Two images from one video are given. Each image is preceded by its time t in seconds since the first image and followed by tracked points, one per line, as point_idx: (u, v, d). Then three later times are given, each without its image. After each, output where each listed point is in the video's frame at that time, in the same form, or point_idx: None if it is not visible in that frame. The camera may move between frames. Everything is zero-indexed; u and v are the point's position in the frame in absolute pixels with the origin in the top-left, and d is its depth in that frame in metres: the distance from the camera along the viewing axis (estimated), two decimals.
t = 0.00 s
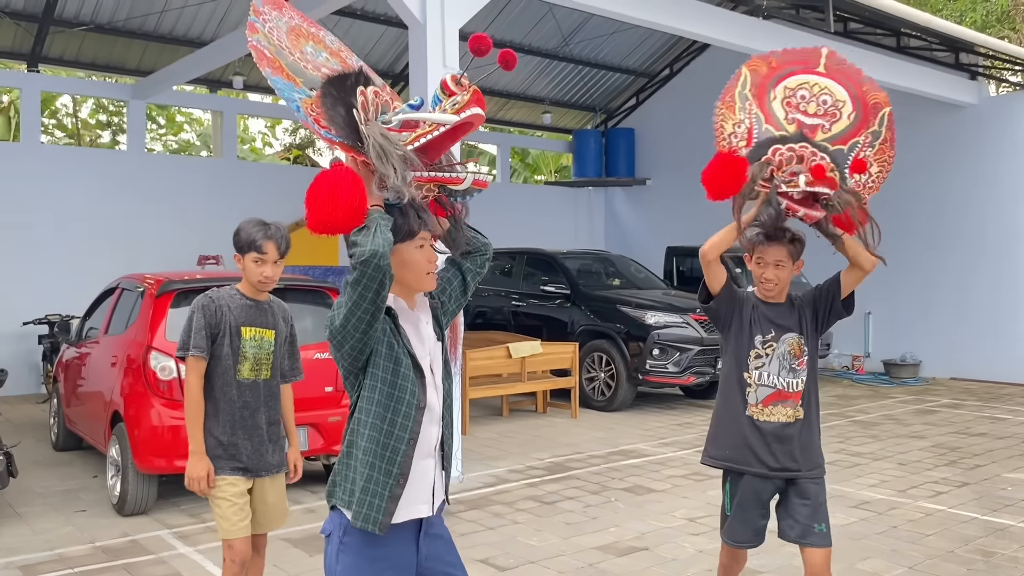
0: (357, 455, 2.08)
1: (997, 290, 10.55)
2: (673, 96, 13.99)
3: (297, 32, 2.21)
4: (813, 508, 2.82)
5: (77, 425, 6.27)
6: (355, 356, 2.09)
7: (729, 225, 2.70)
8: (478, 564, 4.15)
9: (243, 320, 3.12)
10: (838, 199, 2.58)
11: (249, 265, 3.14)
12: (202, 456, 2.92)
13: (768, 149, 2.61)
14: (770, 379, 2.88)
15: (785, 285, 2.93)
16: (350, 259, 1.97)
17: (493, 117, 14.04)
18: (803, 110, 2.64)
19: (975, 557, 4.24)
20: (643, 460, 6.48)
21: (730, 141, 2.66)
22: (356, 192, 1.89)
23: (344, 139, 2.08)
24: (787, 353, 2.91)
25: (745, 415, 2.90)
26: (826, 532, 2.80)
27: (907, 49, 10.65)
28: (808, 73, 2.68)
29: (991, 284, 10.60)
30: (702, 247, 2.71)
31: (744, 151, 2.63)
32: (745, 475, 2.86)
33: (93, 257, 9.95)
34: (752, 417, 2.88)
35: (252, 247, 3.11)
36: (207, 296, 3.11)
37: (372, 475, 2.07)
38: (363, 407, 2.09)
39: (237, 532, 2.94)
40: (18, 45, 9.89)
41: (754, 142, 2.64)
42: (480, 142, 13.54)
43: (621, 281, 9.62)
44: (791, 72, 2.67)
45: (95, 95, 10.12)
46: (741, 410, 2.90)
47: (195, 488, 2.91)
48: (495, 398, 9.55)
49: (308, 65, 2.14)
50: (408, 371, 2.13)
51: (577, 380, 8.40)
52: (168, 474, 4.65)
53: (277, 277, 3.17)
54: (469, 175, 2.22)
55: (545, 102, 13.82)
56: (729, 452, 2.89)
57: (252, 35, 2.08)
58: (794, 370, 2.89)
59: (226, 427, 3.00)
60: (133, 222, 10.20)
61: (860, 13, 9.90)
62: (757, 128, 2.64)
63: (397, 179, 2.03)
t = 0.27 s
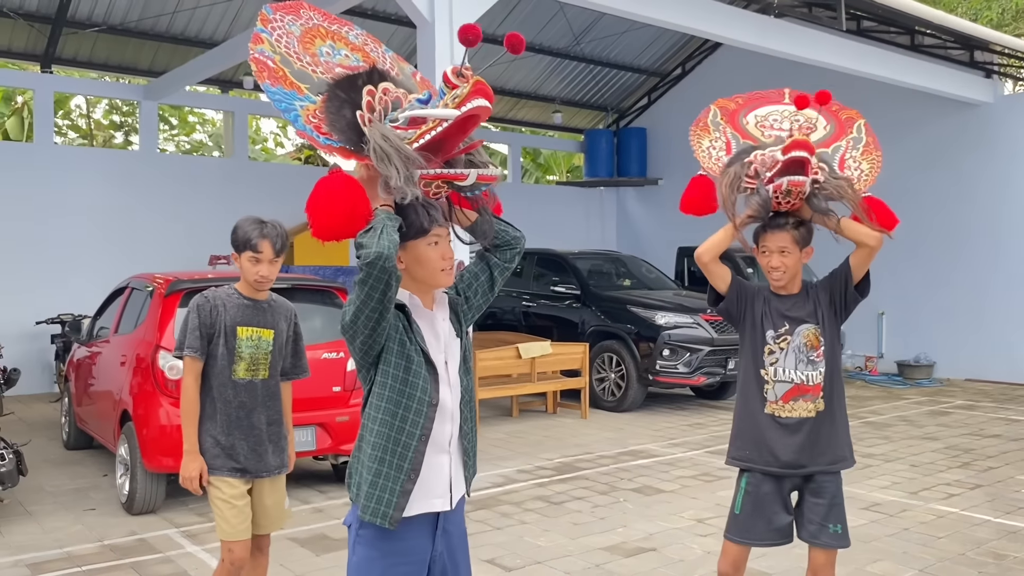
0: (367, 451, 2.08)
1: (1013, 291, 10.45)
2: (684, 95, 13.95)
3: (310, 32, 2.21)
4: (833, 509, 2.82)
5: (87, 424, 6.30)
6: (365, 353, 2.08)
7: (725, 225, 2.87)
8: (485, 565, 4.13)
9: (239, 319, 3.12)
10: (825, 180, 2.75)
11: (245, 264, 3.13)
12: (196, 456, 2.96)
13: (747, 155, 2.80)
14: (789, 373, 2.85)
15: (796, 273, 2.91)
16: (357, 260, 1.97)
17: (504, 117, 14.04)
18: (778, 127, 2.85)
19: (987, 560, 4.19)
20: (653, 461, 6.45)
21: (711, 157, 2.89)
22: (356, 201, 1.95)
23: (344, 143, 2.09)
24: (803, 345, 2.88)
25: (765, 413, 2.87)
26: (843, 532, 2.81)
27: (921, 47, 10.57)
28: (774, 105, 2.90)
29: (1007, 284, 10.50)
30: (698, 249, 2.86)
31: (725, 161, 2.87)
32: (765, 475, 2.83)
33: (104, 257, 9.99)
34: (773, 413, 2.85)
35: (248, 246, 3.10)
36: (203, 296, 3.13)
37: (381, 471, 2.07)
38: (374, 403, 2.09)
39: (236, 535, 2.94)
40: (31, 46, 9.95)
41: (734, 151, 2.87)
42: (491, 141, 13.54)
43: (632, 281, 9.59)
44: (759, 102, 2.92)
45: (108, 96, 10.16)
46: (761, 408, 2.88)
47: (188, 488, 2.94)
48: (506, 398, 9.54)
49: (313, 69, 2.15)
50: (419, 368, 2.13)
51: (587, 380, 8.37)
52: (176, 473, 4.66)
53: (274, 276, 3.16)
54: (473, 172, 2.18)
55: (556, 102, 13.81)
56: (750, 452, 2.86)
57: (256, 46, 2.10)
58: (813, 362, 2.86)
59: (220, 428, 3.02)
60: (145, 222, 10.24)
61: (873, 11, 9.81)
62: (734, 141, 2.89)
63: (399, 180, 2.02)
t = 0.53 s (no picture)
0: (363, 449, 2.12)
1: None
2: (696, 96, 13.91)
3: (332, 34, 2.35)
4: (834, 512, 2.81)
5: (99, 425, 6.34)
6: (358, 351, 2.12)
7: (705, 222, 2.94)
8: (489, 566, 4.14)
9: (230, 319, 3.14)
10: (807, 179, 2.84)
11: (238, 264, 3.15)
12: (199, 458, 2.97)
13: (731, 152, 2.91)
14: (777, 375, 2.84)
15: (783, 269, 2.90)
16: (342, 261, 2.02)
17: (515, 118, 14.06)
18: (767, 125, 2.98)
19: (995, 564, 4.15)
20: (661, 463, 6.44)
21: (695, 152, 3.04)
22: (333, 202, 2.15)
23: (336, 144, 2.17)
24: (792, 345, 2.88)
25: (756, 415, 2.86)
26: (844, 536, 2.81)
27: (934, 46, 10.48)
28: (764, 101, 3.04)
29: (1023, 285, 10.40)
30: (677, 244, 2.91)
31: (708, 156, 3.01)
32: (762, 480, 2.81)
33: (118, 260, 10.07)
34: (763, 416, 2.84)
35: (242, 246, 3.13)
36: (192, 297, 3.14)
37: (377, 468, 2.09)
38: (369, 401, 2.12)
39: (215, 539, 2.98)
40: (47, 50, 10.04)
41: (719, 146, 3.01)
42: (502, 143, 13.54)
43: (642, 282, 9.57)
44: (749, 99, 3.07)
45: (121, 100, 10.24)
46: (751, 410, 2.87)
47: (192, 490, 2.95)
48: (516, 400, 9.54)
49: (323, 70, 2.27)
50: (412, 367, 2.15)
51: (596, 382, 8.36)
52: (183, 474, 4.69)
53: (268, 275, 3.19)
54: (463, 176, 2.14)
55: (567, 103, 13.82)
56: (744, 457, 2.84)
57: (266, 47, 2.26)
58: (802, 363, 2.85)
59: (218, 428, 3.04)
60: (158, 224, 10.31)
61: (885, 10, 9.71)
62: (721, 137, 3.02)
63: (379, 183, 2.04)
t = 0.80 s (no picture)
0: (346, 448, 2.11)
1: None
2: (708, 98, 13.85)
3: (335, 39, 2.32)
4: (789, 527, 2.79)
5: (107, 428, 6.36)
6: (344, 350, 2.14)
7: (678, 217, 2.79)
8: (491, 570, 4.11)
9: (213, 319, 3.13)
10: (783, 182, 2.83)
11: (221, 264, 3.15)
12: (184, 455, 2.94)
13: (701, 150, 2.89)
14: (741, 379, 2.81)
15: (749, 272, 2.88)
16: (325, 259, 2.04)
17: (526, 121, 14.06)
18: (731, 123, 2.97)
19: (1004, 569, 4.09)
20: (668, 466, 6.40)
21: (663, 147, 2.95)
22: (319, 197, 2.10)
23: (327, 141, 2.18)
24: (758, 349, 2.84)
25: (716, 420, 2.81)
26: (800, 553, 2.79)
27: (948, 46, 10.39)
28: (727, 99, 3.06)
29: None
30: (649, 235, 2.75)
31: (678, 153, 2.94)
32: (719, 489, 2.76)
33: (129, 262, 10.12)
34: (724, 421, 2.80)
35: (225, 245, 3.14)
36: (175, 298, 3.14)
37: (359, 469, 2.08)
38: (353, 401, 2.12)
39: (185, 537, 2.96)
40: (59, 54, 10.12)
41: (687, 143, 2.95)
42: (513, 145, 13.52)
43: (652, 283, 9.51)
44: (712, 96, 3.06)
45: (134, 104, 10.29)
46: (712, 415, 2.82)
47: (178, 489, 2.91)
48: (525, 403, 9.52)
49: (321, 71, 2.24)
50: (399, 367, 2.14)
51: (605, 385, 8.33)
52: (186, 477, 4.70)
53: (252, 275, 3.19)
54: (448, 173, 2.11)
55: (578, 105, 13.80)
56: (704, 465, 2.78)
57: (266, 48, 2.23)
58: (767, 368, 2.82)
59: (202, 427, 3.04)
60: (168, 227, 10.35)
61: (897, 10, 9.59)
62: (687, 132, 2.97)
63: (367, 176, 2.02)
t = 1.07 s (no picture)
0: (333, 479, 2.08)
1: None
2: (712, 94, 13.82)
3: (333, 79, 2.12)
4: (756, 524, 2.76)
5: (111, 423, 6.38)
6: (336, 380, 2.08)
7: (655, 208, 2.79)
8: (489, 565, 4.11)
9: (200, 320, 3.14)
10: (757, 169, 2.80)
11: (208, 265, 3.15)
12: (166, 458, 2.99)
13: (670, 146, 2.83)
14: (712, 373, 2.80)
15: (726, 263, 2.86)
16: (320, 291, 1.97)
17: (530, 118, 14.05)
18: (695, 116, 2.90)
19: (1004, 566, 4.08)
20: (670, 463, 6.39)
21: (632, 147, 2.92)
22: (323, 225, 1.93)
23: (322, 172, 2.01)
24: (729, 343, 2.83)
25: (684, 414, 2.83)
26: (765, 550, 2.75)
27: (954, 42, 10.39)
28: (688, 92, 2.98)
29: None
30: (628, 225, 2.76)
31: (650, 151, 2.91)
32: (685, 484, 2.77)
33: (133, 259, 10.15)
34: (693, 416, 2.80)
35: (211, 246, 3.14)
36: (165, 299, 3.15)
37: (342, 502, 2.05)
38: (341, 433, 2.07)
39: (165, 531, 2.99)
40: (64, 52, 10.15)
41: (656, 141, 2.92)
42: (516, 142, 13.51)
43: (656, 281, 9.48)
44: (674, 91, 2.99)
45: (139, 101, 10.32)
46: (681, 410, 2.83)
47: (160, 491, 2.97)
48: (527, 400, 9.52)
49: (315, 108, 2.08)
50: (390, 404, 2.08)
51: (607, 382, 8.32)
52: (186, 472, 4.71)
53: (239, 276, 3.19)
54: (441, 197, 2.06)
55: (581, 102, 13.79)
56: (670, 460, 2.79)
57: (261, 88, 2.07)
58: (736, 363, 2.81)
59: (187, 429, 3.05)
60: (172, 225, 10.38)
61: (902, 7, 9.56)
62: (655, 130, 2.93)
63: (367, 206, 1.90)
